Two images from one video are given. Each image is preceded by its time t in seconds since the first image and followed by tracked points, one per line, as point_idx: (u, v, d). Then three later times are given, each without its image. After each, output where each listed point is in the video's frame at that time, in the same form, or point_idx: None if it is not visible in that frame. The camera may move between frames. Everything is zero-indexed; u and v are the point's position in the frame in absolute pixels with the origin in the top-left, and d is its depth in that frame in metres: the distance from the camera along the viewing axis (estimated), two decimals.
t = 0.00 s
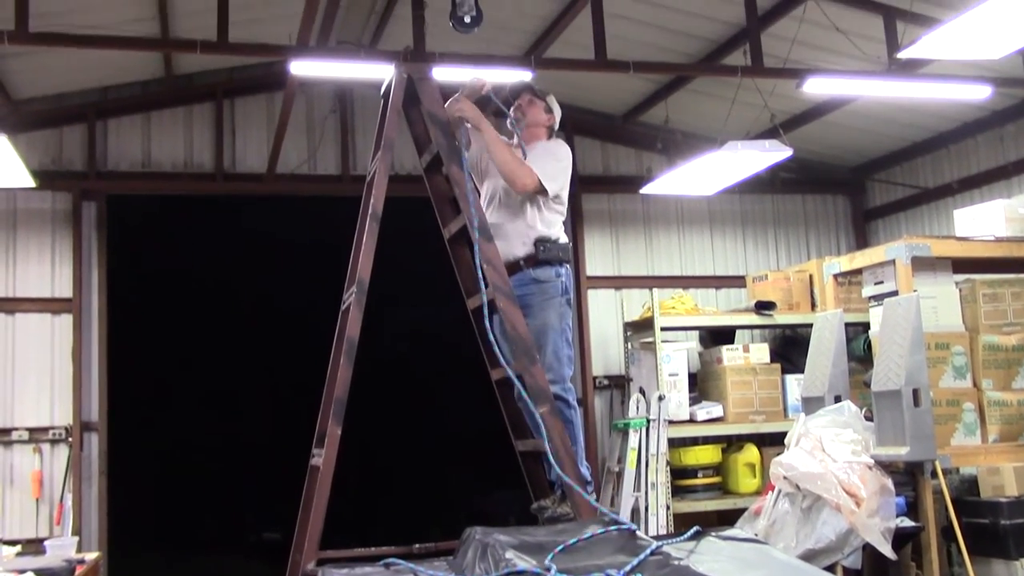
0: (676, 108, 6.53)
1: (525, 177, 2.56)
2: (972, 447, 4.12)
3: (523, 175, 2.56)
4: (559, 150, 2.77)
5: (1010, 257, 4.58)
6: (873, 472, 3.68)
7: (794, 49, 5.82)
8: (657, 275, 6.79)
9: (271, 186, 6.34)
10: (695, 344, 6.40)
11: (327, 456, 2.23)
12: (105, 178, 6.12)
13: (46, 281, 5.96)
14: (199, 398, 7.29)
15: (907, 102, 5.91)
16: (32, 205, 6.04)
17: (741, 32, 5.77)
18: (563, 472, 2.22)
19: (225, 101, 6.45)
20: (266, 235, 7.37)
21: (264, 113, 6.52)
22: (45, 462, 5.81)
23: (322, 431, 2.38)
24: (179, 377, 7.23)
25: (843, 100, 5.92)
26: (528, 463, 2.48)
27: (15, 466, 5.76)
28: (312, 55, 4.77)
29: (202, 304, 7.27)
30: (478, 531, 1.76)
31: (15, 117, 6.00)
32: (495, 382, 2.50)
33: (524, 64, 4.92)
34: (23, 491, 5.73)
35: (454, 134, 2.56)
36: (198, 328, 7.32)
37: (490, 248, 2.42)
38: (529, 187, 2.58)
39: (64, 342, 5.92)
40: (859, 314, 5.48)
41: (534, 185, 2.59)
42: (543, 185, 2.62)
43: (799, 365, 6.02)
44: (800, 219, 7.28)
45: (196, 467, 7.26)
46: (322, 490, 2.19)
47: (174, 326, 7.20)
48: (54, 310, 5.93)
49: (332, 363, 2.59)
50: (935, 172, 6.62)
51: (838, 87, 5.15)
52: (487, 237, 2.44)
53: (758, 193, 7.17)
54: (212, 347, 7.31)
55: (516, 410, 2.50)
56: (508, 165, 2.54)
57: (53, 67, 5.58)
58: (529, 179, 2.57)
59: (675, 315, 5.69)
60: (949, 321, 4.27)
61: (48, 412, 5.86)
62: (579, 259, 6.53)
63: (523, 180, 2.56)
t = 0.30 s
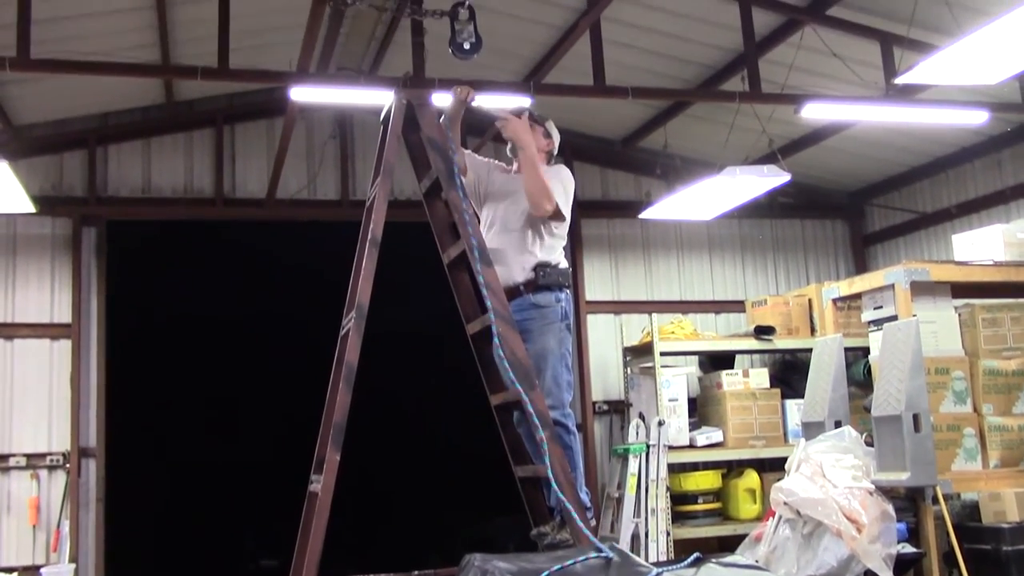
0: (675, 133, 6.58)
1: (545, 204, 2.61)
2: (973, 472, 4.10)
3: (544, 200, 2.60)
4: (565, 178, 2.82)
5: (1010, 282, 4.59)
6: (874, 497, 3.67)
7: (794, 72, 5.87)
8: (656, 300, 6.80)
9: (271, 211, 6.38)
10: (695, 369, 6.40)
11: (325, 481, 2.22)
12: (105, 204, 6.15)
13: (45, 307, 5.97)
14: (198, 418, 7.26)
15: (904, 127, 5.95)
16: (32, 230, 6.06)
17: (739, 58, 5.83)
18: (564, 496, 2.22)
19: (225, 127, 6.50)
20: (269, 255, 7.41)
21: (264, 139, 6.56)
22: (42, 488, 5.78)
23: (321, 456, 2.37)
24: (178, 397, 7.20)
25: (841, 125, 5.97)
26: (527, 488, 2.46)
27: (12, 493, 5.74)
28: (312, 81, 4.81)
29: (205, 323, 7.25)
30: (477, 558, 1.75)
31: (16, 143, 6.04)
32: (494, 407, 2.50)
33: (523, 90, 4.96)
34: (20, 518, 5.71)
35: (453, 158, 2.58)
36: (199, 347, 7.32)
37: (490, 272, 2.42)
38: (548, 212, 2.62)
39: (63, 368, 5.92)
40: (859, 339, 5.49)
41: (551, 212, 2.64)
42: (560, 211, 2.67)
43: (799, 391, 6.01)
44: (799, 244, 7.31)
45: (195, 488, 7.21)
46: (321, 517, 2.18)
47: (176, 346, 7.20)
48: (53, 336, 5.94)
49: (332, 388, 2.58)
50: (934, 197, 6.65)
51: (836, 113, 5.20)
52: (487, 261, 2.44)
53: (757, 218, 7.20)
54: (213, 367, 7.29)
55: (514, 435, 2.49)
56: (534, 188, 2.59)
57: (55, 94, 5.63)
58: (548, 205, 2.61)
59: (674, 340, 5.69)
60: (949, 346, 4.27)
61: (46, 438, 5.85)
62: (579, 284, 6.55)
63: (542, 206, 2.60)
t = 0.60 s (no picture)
0: (675, 157, 6.62)
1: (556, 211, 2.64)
2: (976, 497, 4.09)
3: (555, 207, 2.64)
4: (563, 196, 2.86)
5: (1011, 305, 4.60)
6: (876, 522, 3.64)
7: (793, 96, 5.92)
8: (657, 324, 6.81)
9: (272, 236, 6.41)
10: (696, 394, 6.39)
11: (325, 507, 2.21)
12: (106, 229, 6.18)
13: (45, 332, 5.98)
14: (197, 441, 7.23)
15: (903, 152, 5.99)
16: (33, 255, 6.08)
17: (738, 84, 5.89)
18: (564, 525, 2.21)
19: (226, 152, 6.54)
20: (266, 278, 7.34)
21: (265, 164, 6.60)
22: (41, 514, 5.76)
23: (321, 481, 2.36)
24: (176, 419, 7.15)
25: (840, 150, 6.01)
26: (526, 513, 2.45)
27: (11, 519, 5.72)
28: (313, 106, 4.86)
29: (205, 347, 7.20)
30: None
31: (18, 168, 6.07)
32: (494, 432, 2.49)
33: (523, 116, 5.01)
34: (18, 544, 5.69)
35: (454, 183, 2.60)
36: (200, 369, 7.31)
37: (489, 297, 2.43)
38: (563, 219, 2.66)
39: (63, 393, 5.92)
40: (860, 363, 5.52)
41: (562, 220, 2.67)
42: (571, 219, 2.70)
43: (801, 416, 6.00)
44: (799, 268, 7.32)
45: (194, 511, 7.17)
46: (320, 544, 2.18)
47: (175, 368, 7.17)
48: (53, 361, 5.94)
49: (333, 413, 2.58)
50: (933, 222, 6.67)
51: (836, 137, 5.23)
52: (487, 286, 2.45)
53: (757, 242, 7.22)
54: (216, 387, 7.28)
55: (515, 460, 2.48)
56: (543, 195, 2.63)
57: (58, 120, 5.67)
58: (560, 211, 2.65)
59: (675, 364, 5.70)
60: (950, 370, 4.27)
61: (45, 463, 5.83)
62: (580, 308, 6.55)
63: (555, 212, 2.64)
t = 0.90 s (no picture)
0: (679, 174, 6.64)
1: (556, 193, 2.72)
2: (984, 513, 4.06)
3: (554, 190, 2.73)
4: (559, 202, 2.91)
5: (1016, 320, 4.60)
6: (884, 538, 3.62)
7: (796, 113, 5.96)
8: (662, 341, 6.81)
9: (277, 254, 6.43)
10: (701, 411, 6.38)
11: (331, 525, 2.21)
12: (112, 247, 6.21)
13: (51, 350, 6.00)
14: (203, 457, 7.22)
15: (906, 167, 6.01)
16: (39, 274, 6.11)
17: (742, 100, 5.92)
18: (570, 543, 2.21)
19: (231, 170, 6.59)
20: (269, 294, 7.34)
21: (270, 182, 6.63)
22: (45, 532, 5.76)
23: (326, 499, 2.37)
24: (180, 437, 7.13)
25: (843, 165, 6.03)
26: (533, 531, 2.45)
27: (15, 538, 5.72)
28: (318, 125, 4.89)
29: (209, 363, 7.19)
30: None
31: (24, 187, 6.12)
32: (500, 449, 2.49)
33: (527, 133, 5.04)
34: (22, 563, 5.68)
35: (457, 200, 2.61)
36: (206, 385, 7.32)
37: (495, 314, 2.43)
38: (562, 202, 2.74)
39: (68, 411, 5.93)
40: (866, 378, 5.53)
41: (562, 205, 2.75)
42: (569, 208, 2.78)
43: (807, 432, 5.98)
44: (804, 284, 7.32)
45: (199, 528, 7.16)
46: (325, 562, 2.18)
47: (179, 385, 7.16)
48: (58, 380, 5.96)
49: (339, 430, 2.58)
50: (938, 237, 6.68)
51: (840, 153, 5.24)
52: (492, 304, 2.45)
53: (762, 258, 7.23)
54: (223, 403, 7.29)
55: (521, 476, 2.49)
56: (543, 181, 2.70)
57: (65, 138, 5.72)
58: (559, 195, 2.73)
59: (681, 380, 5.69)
60: (956, 386, 4.28)
61: (50, 482, 5.84)
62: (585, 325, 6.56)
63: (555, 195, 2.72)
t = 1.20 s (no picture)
0: (685, 184, 6.65)
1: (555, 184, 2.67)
2: (994, 523, 4.04)
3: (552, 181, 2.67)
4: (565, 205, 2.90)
5: None
6: (893, 549, 3.59)
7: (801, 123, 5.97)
8: (669, 351, 6.81)
9: (283, 265, 6.46)
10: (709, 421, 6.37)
11: (338, 537, 2.21)
12: (120, 259, 6.25)
13: (59, 362, 6.03)
14: (211, 468, 7.23)
15: (912, 176, 6.01)
16: (48, 287, 6.15)
17: (748, 110, 5.93)
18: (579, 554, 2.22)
19: (238, 183, 6.63)
20: (275, 306, 7.36)
21: (277, 194, 6.67)
22: (53, 544, 5.78)
23: (334, 511, 2.37)
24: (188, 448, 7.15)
25: (850, 175, 6.03)
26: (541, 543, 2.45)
27: (24, 550, 5.74)
28: (325, 137, 4.92)
29: (217, 374, 7.20)
30: None
31: (34, 201, 6.17)
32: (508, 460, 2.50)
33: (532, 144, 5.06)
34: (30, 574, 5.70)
35: (464, 210, 2.62)
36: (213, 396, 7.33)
37: (501, 325, 2.44)
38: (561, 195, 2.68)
39: (76, 423, 5.96)
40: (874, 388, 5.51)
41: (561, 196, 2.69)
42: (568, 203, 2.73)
43: (816, 442, 5.96)
44: (811, 294, 7.31)
45: (207, 539, 7.16)
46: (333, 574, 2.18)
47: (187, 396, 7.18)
48: (67, 392, 5.99)
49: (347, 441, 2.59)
50: (945, 246, 6.67)
51: (847, 163, 5.25)
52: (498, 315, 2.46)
53: (768, 268, 7.23)
54: (230, 414, 7.30)
55: (529, 488, 2.49)
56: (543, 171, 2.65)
57: (74, 152, 5.77)
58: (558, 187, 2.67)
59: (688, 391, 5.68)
60: (965, 397, 4.26)
61: (58, 494, 5.86)
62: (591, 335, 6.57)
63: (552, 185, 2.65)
